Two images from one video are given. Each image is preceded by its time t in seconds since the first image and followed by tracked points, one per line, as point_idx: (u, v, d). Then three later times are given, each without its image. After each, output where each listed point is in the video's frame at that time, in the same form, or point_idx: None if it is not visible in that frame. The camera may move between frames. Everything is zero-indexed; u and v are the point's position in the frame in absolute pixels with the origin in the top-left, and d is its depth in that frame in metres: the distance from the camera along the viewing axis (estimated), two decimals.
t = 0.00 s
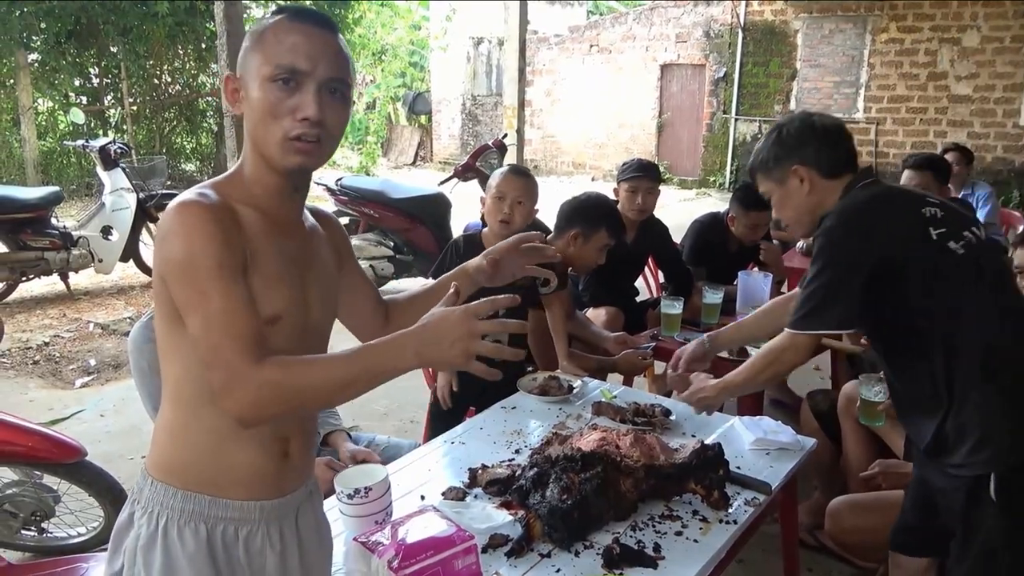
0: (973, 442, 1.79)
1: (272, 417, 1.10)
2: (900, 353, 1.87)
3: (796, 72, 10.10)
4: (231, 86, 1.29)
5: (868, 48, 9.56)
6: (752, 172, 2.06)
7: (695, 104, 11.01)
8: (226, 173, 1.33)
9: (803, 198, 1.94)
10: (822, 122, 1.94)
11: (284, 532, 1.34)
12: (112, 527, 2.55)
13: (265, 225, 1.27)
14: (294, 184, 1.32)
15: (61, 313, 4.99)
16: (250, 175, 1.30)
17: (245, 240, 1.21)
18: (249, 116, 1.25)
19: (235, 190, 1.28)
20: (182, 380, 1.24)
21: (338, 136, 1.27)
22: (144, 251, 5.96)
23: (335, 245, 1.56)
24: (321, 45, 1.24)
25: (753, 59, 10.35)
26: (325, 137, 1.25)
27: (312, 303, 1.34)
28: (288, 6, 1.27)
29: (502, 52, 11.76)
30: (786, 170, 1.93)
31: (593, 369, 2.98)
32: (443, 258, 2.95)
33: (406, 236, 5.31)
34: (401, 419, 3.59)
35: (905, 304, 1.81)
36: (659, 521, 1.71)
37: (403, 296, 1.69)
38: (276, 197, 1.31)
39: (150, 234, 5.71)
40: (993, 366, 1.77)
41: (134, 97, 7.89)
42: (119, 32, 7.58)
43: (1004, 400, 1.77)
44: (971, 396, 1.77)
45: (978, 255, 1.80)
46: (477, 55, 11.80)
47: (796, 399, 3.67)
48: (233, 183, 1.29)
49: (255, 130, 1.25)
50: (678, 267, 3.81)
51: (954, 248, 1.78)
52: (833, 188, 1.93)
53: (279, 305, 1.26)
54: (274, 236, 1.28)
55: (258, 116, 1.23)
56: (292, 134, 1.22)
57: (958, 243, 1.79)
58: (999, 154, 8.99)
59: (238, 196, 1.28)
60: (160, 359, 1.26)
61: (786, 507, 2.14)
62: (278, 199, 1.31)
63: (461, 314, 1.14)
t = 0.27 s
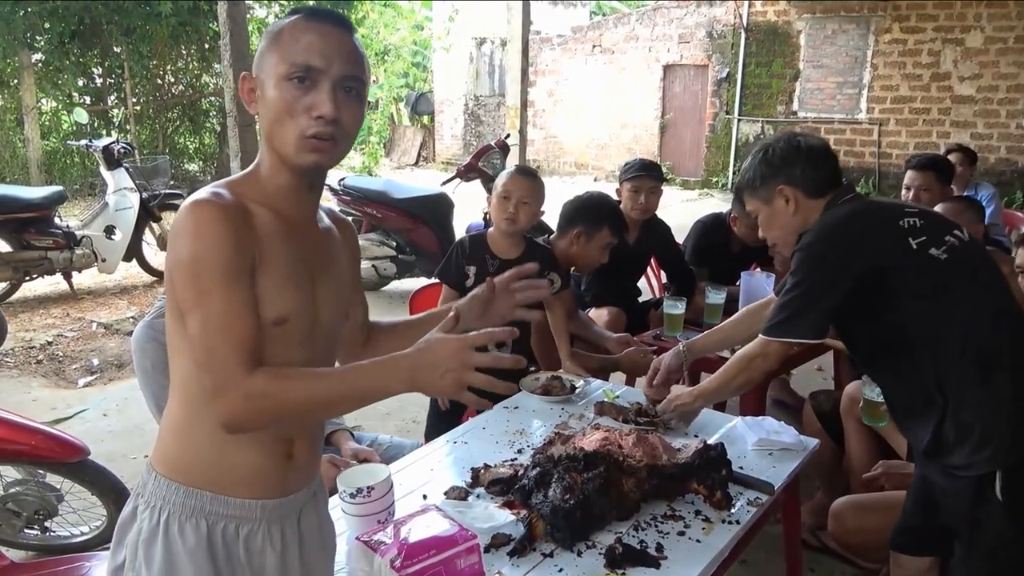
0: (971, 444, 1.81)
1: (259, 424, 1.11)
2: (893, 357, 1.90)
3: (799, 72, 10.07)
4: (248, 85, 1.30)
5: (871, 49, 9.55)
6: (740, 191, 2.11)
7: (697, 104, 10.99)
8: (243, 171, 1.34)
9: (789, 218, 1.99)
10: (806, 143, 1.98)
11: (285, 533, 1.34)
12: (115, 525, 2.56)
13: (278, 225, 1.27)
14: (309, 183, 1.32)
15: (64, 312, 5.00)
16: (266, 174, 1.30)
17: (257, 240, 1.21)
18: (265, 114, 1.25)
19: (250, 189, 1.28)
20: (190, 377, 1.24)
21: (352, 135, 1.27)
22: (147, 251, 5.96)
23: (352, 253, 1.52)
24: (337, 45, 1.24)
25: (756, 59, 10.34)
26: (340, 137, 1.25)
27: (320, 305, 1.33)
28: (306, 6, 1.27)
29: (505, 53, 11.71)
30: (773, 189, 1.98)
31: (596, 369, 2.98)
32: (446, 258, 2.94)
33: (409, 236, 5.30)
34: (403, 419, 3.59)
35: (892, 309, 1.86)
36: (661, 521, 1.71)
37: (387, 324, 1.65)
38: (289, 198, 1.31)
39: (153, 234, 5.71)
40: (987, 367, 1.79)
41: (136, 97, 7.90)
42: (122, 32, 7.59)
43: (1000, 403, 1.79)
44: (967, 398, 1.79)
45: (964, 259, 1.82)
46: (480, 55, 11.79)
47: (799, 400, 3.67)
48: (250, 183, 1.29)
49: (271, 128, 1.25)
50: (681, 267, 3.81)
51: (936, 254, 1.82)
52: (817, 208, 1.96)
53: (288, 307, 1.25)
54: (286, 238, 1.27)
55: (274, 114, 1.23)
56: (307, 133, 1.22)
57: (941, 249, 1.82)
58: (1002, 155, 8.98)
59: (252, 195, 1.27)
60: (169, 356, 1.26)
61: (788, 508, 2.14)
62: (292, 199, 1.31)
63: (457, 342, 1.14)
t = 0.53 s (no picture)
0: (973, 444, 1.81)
1: (259, 427, 1.12)
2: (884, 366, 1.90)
3: (801, 73, 10.07)
4: (256, 87, 1.30)
5: (874, 49, 9.54)
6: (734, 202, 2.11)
7: (699, 105, 10.99)
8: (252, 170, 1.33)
9: (780, 229, 2.00)
10: (800, 155, 1.97)
11: (291, 535, 1.34)
12: (117, 525, 2.56)
13: (285, 225, 1.27)
14: (316, 184, 1.32)
15: (67, 312, 5.01)
16: (275, 174, 1.30)
17: (262, 240, 1.21)
18: (272, 116, 1.25)
19: (257, 189, 1.28)
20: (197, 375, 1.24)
21: (359, 137, 1.27)
22: (149, 252, 5.97)
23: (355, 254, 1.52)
24: (344, 47, 1.24)
25: (759, 60, 10.33)
26: (347, 138, 1.25)
27: (325, 306, 1.33)
28: (315, 9, 1.28)
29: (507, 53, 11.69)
30: (765, 200, 1.98)
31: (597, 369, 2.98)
32: (449, 258, 2.94)
33: (411, 237, 5.31)
34: (405, 420, 3.59)
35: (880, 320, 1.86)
36: (664, 521, 1.71)
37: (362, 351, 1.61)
38: (297, 198, 1.31)
39: (155, 234, 5.72)
40: (982, 370, 1.80)
41: (140, 97, 7.91)
42: (125, 33, 7.60)
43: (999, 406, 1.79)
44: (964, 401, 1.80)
45: (955, 264, 1.82)
46: (482, 56, 11.78)
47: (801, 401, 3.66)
48: (259, 182, 1.29)
49: (279, 128, 1.25)
50: (682, 268, 3.81)
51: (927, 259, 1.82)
52: (808, 219, 1.96)
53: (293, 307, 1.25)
54: (292, 239, 1.27)
55: (282, 115, 1.23)
56: (314, 134, 1.22)
57: (932, 255, 1.82)
58: (1005, 156, 8.97)
59: (260, 195, 1.27)
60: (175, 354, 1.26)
61: (790, 508, 2.14)
62: (299, 199, 1.32)
63: (451, 371, 1.16)
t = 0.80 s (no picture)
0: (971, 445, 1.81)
1: (263, 426, 1.12)
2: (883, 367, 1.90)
3: (803, 73, 10.06)
4: (260, 87, 1.29)
5: (876, 49, 9.54)
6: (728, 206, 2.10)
7: (701, 105, 10.98)
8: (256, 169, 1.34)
9: (774, 234, 1.99)
10: (794, 160, 1.97)
11: (294, 536, 1.34)
12: (120, 525, 2.56)
13: (287, 224, 1.27)
14: (322, 183, 1.33)
15: (70, 312, 5.01)
16: (278, 173, 1.30)
17: (265, 240, 1.21)
18: (278, 115, 1.25)
19: (260, 189, 1.28)
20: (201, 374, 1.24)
21: (366, 137, 1.27)
22: (151, 252, 5.98)
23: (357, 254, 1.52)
24: (350, 46, 1.25)
25: (761, 60, 10.32)
26: (354, 138, 1.25)
27: (327, 306, 1.33)
28: (319, 9, 1.28)
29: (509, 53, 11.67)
30: (759, 205, 1.98)
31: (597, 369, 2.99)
32: (451, 259, 2.95)
33: (413, 237, 5.31)
34: (406, 420, 3.59)
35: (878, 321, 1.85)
36: (666, 521, 1.71)
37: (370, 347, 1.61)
38: (300, 198, 1.31)
39: (158, 234, 5.73)
40: (979, 368, 1.80)
41: (142, 98, 7.93)
42: (127, 33, 7.62)
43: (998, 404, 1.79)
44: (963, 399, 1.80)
45: (949, 264, 1.82)
46: (484, 56, 11.76)
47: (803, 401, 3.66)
48: (261, 183, 1.29)
49: (285, 128, 1.25)
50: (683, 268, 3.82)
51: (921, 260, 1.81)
52: (801, 223, 1.96)
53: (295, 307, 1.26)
54: (294, 239, 1.27)
55: (289, 114, 1.23)
56: (322, 133, 1.23)
57: (926, 255, 1.82)
58: (1007, 156, 8.97)
59: (263, 195, 1.27)
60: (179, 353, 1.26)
61: (792, 508, 2.14)
62: (303, 199, 1.32)
63: (458, 363, 1.16)
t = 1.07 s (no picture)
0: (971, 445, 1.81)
1: (263, 430, 1.12)
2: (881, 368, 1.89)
3: (805, 73, 10.05)
4: (261, 89, 1.29)
5: (877, 49, 9.53)
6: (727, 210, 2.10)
7: (703, 105, 10.97)
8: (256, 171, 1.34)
9: (771, 239, 2.00)
10: (789, 165, 1.97)
11: (295, 537, 1.34)
12: (123, 525, 2.57)
13: (287, 226, 1.27)
14: (327, 185, 1.33)
15: (72, 312, 5.02)
16: (278, 175, 1.30)
17: (266, 241, 1.21)
18: (283, 118, 1.25)
19: (261, 191, 1.28)
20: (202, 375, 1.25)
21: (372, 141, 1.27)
22: (154, 252, 5.98)
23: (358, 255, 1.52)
24: (354, 49, 1.25)
25: (763, 59, 10.31)
26: (361, 141, 1.25)
27: (328, 308, 1.33)
28: (322, 12, 1.28)
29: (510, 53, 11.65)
30: (755, 211, 1.98)
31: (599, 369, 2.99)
32: (453, 259, 2.95)
33: (414, 237, 5.31)
34: (408, 420, 3.59)
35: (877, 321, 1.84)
36: (667, 522, 1.71)
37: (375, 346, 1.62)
38: (301, 200, 1.31)
39: (160, 234, 5.73)
40: (978, 368, 1.80)
41: (144, 99, 7.94)
42: (129, 34, 7.62)
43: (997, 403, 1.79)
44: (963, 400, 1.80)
45: (945, 264, 1.83)
46: (485, 56, 11.75)
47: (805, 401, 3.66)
48: (260, 185, 1.30)
49: (290, 132, 1.25)
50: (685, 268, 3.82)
51: (917, 261, 1.82)
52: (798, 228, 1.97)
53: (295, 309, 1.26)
54: (294, 241, 1.27)
55: (295, 118, 1.23)
56: (330, 137, 1.22)
57: (922, 255, 1.82)
58: (1009, 156, 8.97)
59: (263, 197, 1.28)
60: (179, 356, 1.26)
61: (795, 508, 2.14)
62: (304, 201, 1.32)
63: (456, 372, 1.16)
